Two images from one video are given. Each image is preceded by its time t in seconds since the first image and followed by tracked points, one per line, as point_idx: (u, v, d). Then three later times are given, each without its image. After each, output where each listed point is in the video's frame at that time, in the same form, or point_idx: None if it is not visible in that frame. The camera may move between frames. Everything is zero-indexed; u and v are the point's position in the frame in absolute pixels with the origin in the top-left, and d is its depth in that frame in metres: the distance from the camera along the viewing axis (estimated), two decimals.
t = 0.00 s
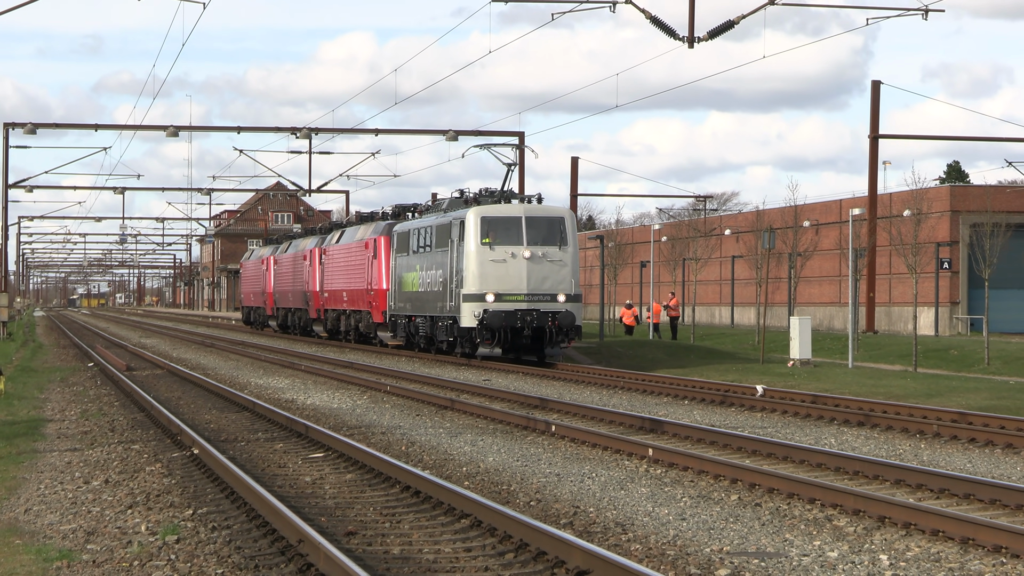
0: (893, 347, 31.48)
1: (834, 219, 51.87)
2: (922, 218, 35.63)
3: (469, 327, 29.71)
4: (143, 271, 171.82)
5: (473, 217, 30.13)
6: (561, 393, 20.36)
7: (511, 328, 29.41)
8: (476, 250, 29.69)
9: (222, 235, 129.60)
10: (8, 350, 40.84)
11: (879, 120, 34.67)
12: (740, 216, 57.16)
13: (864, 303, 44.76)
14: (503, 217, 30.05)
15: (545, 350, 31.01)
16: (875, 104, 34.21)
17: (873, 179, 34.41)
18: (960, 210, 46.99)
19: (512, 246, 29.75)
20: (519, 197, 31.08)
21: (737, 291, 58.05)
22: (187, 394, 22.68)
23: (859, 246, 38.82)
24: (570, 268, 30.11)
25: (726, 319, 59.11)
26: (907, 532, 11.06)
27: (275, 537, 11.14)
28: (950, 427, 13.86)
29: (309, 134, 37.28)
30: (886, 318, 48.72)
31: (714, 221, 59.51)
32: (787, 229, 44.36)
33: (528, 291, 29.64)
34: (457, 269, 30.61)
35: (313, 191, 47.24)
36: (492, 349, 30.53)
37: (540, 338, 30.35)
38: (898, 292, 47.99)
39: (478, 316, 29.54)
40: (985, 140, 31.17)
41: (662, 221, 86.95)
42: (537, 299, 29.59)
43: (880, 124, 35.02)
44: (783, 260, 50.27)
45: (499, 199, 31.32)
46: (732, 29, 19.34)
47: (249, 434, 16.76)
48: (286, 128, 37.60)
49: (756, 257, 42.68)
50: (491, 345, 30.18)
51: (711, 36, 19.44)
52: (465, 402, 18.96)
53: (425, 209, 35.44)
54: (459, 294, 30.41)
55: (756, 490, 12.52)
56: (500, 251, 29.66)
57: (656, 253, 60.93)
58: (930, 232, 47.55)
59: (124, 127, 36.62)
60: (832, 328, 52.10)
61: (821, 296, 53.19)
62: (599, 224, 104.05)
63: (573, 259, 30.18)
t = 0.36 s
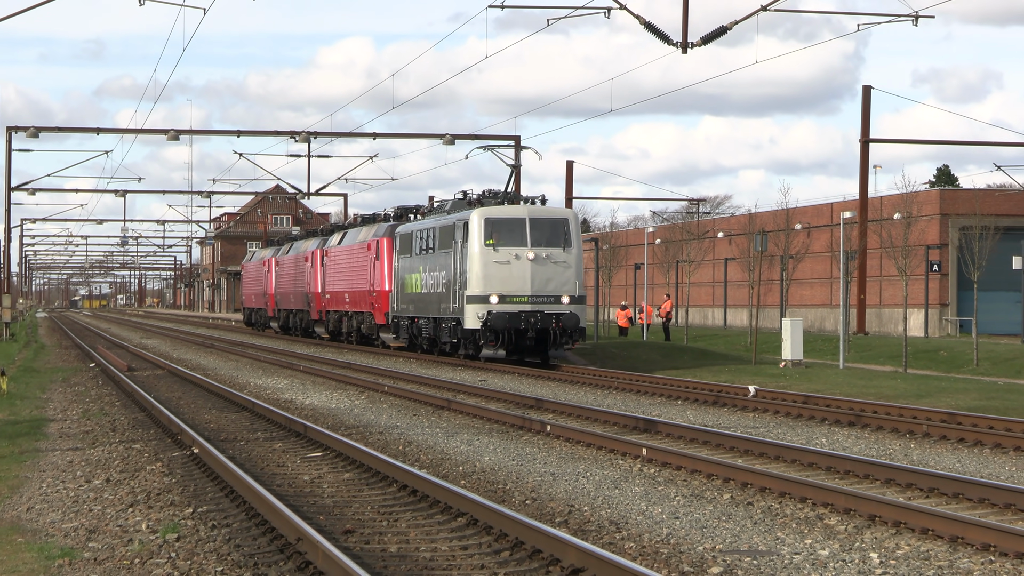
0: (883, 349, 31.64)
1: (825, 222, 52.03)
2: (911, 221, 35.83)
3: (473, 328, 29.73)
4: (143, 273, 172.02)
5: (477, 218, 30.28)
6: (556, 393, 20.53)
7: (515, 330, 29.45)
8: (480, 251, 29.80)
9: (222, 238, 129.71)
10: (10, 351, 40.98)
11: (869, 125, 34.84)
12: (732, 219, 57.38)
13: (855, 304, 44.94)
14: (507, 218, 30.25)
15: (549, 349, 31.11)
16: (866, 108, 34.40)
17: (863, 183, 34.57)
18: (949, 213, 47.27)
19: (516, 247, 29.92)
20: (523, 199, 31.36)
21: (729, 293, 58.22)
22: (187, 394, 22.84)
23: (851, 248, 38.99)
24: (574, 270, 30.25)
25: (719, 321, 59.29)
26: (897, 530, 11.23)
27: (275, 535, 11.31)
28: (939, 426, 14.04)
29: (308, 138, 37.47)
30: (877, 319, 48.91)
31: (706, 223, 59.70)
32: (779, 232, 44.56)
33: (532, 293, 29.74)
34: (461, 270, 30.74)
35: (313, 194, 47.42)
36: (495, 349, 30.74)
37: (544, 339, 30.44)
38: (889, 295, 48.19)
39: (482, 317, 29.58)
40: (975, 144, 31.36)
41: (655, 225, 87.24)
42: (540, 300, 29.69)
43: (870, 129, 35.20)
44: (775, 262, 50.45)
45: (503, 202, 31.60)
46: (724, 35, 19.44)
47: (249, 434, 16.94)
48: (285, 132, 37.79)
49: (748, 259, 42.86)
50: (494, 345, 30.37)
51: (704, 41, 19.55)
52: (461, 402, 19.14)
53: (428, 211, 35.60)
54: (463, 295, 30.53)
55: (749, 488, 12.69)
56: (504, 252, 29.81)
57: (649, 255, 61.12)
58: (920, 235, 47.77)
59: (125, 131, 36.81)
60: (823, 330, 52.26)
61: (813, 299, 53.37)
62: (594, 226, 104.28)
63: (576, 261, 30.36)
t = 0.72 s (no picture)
0: (874, 351, 31.84)
1: (817, 226, 52.27)
2: (902, 225, 36.09)
3: (478, 331, 29.94)
4: (145, 275, 172.40)
5: (482, 220, 30.46)
6: (552, 394, 20.70)
7: (520, 332, 29.60)
8: (484, 253, 29.95)
9: (222, 241, 129.98)
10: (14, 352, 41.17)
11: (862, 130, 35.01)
12: (726, 222, 57.66)
13: (846, 307, 45.31)
14: (512, 220, 30.33)
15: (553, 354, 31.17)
16: (858, 114, 34.58)
17: (856, 187, 34.75)
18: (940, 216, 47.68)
19: (520, 250, 30.00)
20: (527, 201, 31.36)
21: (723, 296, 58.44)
22: (189, 395, 23.01)
23: (843, 252, 39.25)
24: (579, 272, 30.29)
25: (713, 323, 59.56)
26: (889, 530, 11.39)
27: (274, 534, 11.48)
28: (930, 427, 14.20)
29: (308, 143, 37.66)
30: (868, 321, 49.19)
31: (701, 226, 59.95)
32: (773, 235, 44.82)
33: (537, 295, 29.83)
34: (466, 272, 30.88)
35: (314, 197, 47.61)
36: (500, 354, 30.72)
37: (549, 343, 30.55)
38: (880, 297, 48.45)
39: (487, 320, 29.78)
40: (966, 148, 31.57)
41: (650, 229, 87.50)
42: (545, 303, 29.76)
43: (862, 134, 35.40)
44: (769, 265, 50.73)
45: (506, 203, 31.70)
46: (719, 42, 19.55)
47: (249, 434, 17.12)
48: (285, 136, 38.00)
49: (741, 262, 43.09)
50: (499, 349, 30.44)
51: (699, 48, 19.66)
52: (459, 402, 19.31)
53: (432, 213, 35.78)
54: (467, 297, 30.66)
55: (742, 488, 12.86)
56: (509, 254, 29.93)
57: (644, 258, 61.37)
58: (911, 238, 48.07)
59: (127, 136, 37.05)
60: (816, 332, 52.49)
61: (806, 301, 53.58)
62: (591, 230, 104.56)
63: (582, 263, 30.36)
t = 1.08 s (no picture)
0: (867, 350, 32.02)
1: (811, 228, 52.50)
2: (894, 226, 36.34)
3: (484, 331, 29.94)
4: (145, 275, 172.48)
5: (488, 220, 30.51)
6: (549, 393, 20.87)
7: (526, 333, 29.62)
8: (490, 254, 29.98)
9: (222, 242, 130.19)
10: (19, 352, 41.33)
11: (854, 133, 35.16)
12: (721, 224, 57.91)
13: (840, 307, 45.73)
14: (518, 220, 30.39)
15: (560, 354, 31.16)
16: (851, 118, 34.74)
17: (848, 190, 34.92)
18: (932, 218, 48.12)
19: (527, 250, 30.06)
20: (533, 201, 31.45)
21: (718, 297, 58.63)
22: (191, 394, 23.17)
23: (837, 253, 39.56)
24: (586, 272, 30.34)
25: (708, 323, 59.80)
26: (881, 527, 11.57)
27: (275, 531, 11.65)
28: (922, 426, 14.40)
29: (308, 145, 37.83)
30: (861, 321, 49.45)
31: (695, 228, 60.18)
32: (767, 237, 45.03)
33: (543, 296, 29.84)
34: (472, 272, 30.90)
35: (315, 198, 47.78)
36: (507, 353, 30.72)
37: (555, 343, 30.55)
38: (872, 297, 48.70)
39: (493, 320, 29.78)
40: (957, 150, 31.83)
41: (646, 230, 87.72)
42: (552, 303, 29.78)
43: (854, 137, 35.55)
44: (762, 266, 51.04)
45: (512, 203, 31.82)
46: (714, 45, 19.68)
47: (250, 433, 17.29)
48: (286, 139, 38.18)
49: (736, 263, 43.29)
50: (506, 349, 30.43)
51: (693, 52, 19.79)
52: (457, 401, 19.49)
53: (437, 214, 35.92)
54: (474, 297, 30.66)
55: (736, 486, 13.04)
56: (515, 254, 29.96)
57: (640, 259, 61.58)
58: (902, 240, 48.48)
59: (129, 138, 37.24)
60: (810, 332, 52.68)
61: (799, 301, 53.87)
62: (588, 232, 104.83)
63: (588, 263, 30.43)
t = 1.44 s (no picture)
0: (861, 349, 32.19)
1: (805, 228, 52.74)
2: (888, 226, 36.56)
3: (491, 330, 29.74)
4: (145, 274, 172.79)
5: (495, 219, 30.28)
6: (546, 391, 21.07)
7: (534, 332, 29.47)
8: (498, 253, 29.77)
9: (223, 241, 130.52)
10: (23, 350, 41.52)
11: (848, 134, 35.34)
12: (716, 224, 58.18)
13: (833, 307, 46.01)
14: (526, 219, 30.16)
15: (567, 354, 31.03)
16: (844, 119, 34.93)
17: (842, 190, 35.10)
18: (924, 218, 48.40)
19: (534, 249, 29.84)
20: (540, 199, 31.19)
21: (713, 296, 58.87)
22: (193, 391, 23.35)
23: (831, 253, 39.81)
24: (593, 271, 30.17)
25: (703, 322, 60.09)
26: (874, 523, 11.75)
27: (277, 527, 11.82)
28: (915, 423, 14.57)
29: (309, 146, 38.04)
30: (854, 320, 49.75)
31: (691, 228, 60.38)
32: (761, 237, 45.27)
33: (551, 295, 29.68)
34: (479, 271, 30.75)
35: (317, 198, 47.96)
36: (513, 353, 30.58)
37: (562, 342, 30.43)
38: (866, 297, 48.96)
39: (500, 319, 29.58)
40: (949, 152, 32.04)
41: (642, 230, 88.10)
42: (560, 302, 29.63)
43: (848, 138, 35.72)
44: (757, 266, 51.35)
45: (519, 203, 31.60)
46: (709, 48, 19.82)
47: (252, 430, 17.48)
48: (287, 140, 38.34)
49: (731, 263, 43.50)
50: (513, 348, 30.28)
51: (689, 54, 19.92)
52: (457, 399, 19.67)
53: (444, 213, 35.88)
54: (481, 297, 30.48)
55: (731, 482, 13.22)
56: (523, 253, 29.76)
57: (637, 258, 61.79)
58: (895, 240, 48.77)
59: (132, 140, 37.47)
60: (804, 331, 52.88)
61: (793, 300, 54.04)
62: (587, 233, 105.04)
63: (596, 262, 30.25)
